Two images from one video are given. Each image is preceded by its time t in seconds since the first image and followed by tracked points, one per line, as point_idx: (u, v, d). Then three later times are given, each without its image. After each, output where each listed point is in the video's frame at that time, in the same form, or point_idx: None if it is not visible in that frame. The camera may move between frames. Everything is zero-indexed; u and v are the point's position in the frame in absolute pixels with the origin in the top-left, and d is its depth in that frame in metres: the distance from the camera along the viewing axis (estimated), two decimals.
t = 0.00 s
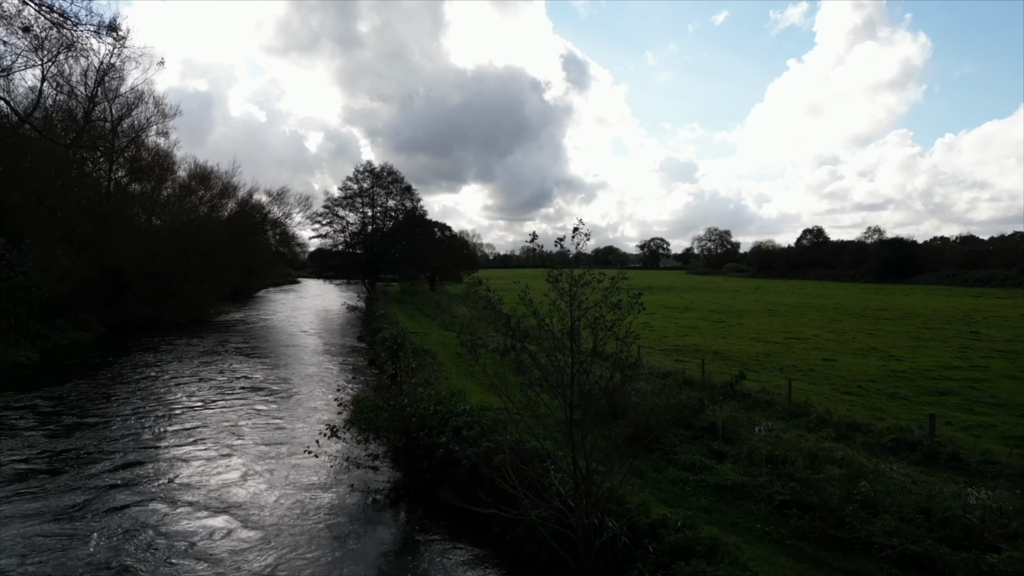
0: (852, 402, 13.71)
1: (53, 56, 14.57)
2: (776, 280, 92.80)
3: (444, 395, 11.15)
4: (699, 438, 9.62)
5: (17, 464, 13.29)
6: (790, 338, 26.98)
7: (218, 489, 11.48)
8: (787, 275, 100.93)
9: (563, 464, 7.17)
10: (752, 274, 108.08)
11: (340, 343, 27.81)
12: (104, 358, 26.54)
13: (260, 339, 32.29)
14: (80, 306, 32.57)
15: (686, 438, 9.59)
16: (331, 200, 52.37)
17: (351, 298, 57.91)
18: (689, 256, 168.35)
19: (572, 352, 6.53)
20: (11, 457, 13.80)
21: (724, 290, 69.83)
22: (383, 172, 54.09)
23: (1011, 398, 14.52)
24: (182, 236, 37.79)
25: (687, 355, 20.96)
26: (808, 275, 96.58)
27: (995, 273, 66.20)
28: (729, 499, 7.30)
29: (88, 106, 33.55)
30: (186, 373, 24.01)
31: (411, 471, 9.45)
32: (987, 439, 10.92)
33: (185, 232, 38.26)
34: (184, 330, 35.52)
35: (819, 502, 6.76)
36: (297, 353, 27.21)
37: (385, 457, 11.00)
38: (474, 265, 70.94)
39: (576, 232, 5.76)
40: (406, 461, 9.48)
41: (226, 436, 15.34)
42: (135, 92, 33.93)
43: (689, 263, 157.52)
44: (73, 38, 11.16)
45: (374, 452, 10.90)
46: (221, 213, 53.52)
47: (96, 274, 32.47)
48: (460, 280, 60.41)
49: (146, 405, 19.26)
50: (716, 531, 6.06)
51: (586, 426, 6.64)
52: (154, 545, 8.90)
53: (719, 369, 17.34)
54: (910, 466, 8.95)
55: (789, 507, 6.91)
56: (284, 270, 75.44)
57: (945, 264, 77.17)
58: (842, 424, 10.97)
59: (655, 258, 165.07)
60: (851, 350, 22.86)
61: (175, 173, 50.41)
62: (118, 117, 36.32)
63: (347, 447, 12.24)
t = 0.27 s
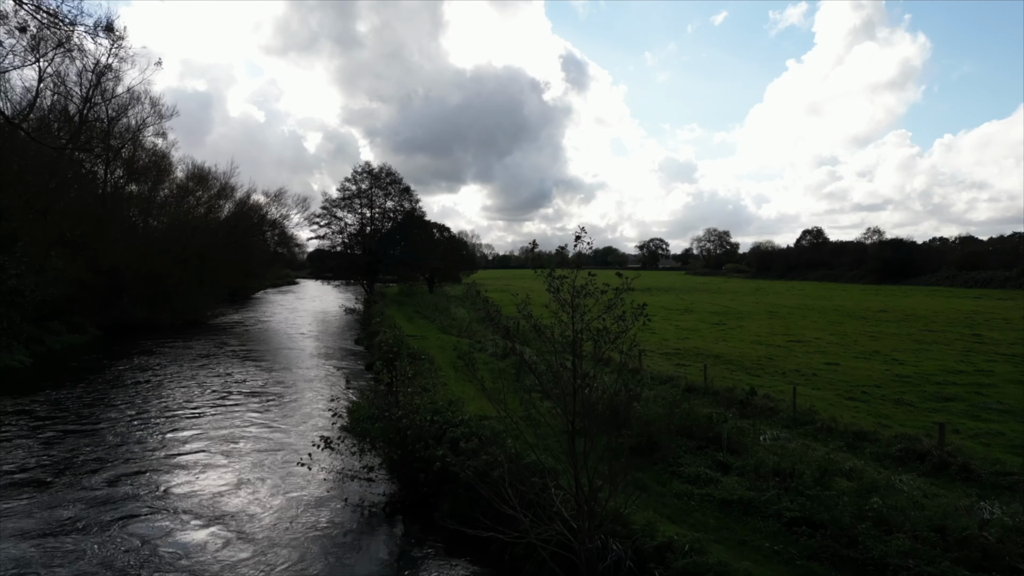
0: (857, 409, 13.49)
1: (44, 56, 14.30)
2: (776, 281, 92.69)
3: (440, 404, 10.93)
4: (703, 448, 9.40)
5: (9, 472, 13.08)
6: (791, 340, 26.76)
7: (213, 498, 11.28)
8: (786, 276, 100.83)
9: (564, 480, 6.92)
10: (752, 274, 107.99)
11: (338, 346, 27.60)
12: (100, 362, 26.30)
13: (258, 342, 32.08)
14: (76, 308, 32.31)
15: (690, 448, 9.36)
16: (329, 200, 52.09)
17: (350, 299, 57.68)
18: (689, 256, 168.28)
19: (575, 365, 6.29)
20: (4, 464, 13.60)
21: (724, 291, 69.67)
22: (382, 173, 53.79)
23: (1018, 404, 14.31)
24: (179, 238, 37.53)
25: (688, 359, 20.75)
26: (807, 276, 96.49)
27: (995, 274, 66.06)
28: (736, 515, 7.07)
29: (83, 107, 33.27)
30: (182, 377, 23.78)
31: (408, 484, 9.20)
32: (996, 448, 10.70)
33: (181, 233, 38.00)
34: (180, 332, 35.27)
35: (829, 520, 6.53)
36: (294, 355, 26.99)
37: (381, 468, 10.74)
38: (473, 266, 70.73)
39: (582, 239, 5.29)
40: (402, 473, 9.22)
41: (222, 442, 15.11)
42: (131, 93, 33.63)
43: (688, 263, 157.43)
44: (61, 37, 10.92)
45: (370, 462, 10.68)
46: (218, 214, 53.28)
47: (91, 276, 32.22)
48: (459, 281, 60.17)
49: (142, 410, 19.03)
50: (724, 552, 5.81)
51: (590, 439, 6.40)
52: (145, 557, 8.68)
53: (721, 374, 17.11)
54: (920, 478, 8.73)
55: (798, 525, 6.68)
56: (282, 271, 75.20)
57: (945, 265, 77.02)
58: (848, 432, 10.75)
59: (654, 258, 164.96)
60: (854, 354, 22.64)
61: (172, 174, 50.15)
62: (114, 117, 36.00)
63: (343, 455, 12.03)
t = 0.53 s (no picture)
0: (862, 416, 13.28)
1: (35, 56, 14.05)
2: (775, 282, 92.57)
3: (437, 413, 10.69)
4: (707, 459, 9.17)
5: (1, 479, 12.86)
6: (793, 343, 26.57)
7: (207, 507, 11.05)
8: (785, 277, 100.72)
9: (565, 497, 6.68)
10: (751, 275, 107.88)
11: (336, 349, 27.38)
12: (95, 365, 26.03)
13: (255, 344, 31.84)
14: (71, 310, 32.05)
15: (693, 460, 9.13)
16: (327, 201, 51.81)
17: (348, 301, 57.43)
18: (687, 257, 168.20)
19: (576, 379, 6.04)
20: None
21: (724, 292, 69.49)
22: (380, 173, 53.49)
23: None
24: (175, 239, 37.24)
25: (689, 363, 20.52)
26: (807, 277, 96.42)
27: (995, 274, 65.94)
28: (743, 533, 6.83)
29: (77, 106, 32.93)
30: (179, 381, 23.54)
31: (404, 497, 8.95)
32: (1005, 457, 10.47)
33: (178, 235, 37.73)
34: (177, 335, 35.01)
35: (840, 539, 6.29)
36: (292, 359, 26.74)
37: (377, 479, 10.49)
38: (472, 266, 70.46)
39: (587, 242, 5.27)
40: (398, 487, 8.97)
41: (218, 448, 14.89)
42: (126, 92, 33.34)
43: (687, 264, 157.36)
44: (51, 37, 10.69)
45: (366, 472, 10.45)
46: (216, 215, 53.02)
47: (86, 278, 31.94)
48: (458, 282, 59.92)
49: (137, 414, 18.78)
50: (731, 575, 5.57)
51: (593, 456, 6.16)
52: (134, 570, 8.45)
53: (723, 379, 16.89)
54: (930, 490, 8.50)
55: (808, 543, 6.45)
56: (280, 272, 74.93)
57: (945, 266, 76.89)
58: (855, 441, 10.53)
59: (653, 259, 164.82)
60: (857, 357, 22.42)
61: (169, 174, 49.89)
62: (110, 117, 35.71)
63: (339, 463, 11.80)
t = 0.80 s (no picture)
0: (867, 423, 13.05)
1: (21, 56, 13.70)
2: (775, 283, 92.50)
3: (434, 423, 10.45)
4: (712, 471, 8.93)
5: None
6: (794, 346, 26.35)
7: (201, 516, 10.84)
8: (785, 278, 100.65)
9: (565, 517, 6.43)
10: (751, 276, 107.80)
11: (334, 353, 27.16)
12: (90, 369, 25.76)
13: (252, 347, 31.61)
14: (66, 313, 31.77)
15: (696, 472, 8.90)
16: (325, 202, 51.51)
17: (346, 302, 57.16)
18: (687, 257, 168.10)
19: (577, 395, 5.80)
20: None
21: (723, 293, 69.37)
22: (378, 174, 53.09)
23: None
24: (171, 241, 36.91)
25: (690, 368, 20.32)
26: (807, 277, 96.34)
27: (995, 275, 65.78)
28: (749, 553, 6.59)
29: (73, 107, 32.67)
30: (174, 385, 23.28)
31: (398, 513, 8.68)
32: (1015, 466, 10.26)
33: (175, 236, 37.48)
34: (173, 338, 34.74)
35: (851, 559, 6.07)
36: (289, 362, 26.49)
37: (371, 492, 10.22)
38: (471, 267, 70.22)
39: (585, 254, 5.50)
40: (392, 501, 8.70)
41: (214, 454, 14.68)
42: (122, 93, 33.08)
43: (687, 265, 157.28)
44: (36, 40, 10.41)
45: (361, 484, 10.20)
46: (213, 216, 52.72)
47: (80, 281, 31.68)
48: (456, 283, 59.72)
49: (132, 420, 18.55)
50: None
51: (595, 473, 5.92)
52: None
53: (725, 385, 16.66)
54: (942, 505, 8.26)
55: (819, 563, 6.23)
56: (279, 273, 74.68)
57: (945, 266, 76.74)
58: (862, 451, 10.30)
59: (653, 259, 164.74)
60: (859, 361, 22.22)
61: (166, 175, 49.60)
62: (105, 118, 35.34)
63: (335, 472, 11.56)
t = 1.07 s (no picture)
0: (872, 432, 12.85)
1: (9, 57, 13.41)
2: (774, 284, 92.40)
3: (432, 433, 10.24)
4: (716, 484, 8.74)
5: None
6: (795, 349, 26.18)
7: (196, 526, 10.66)
8: (784, 279, 100.59)
9: (566, 536, 6.24)
10: (750, 277, 107.75)
11: (332, 356, 26.98)
12: (86, 373, 25.53)
13: (250, 350, 31.42)
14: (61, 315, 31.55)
15: (701, 484, 8.71)
16: (323, 204, 51.23)
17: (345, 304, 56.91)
18: (686, 257, 167.94)
19: (579, 412, 5.60)
20: None
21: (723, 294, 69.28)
22: (377, 175, 52.73)
23: None
24: (167, 243, 36.61)
25: (691, 372, 20.13)
26: (806, 278, 96.20)
27: (995, 277, 65.71)
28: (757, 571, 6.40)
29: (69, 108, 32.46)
30: (170, 389, 23.07)
31: (395, 528, 8.48)
32: None
33: (171, 238, 37.26)
34: (169, 340, 34.51)
35: None
36: (286, 365, 26.29)
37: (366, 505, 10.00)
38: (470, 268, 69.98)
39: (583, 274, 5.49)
40: (388, 516, 8.50)
41: (210, 460, 14.51)
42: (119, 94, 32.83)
43: (686, 265, 157.24)
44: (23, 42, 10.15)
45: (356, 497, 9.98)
46: (211, 217, 52.46)
47: (75, 284, 31.43)
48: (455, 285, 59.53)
49: (128, 424, 18.36)
50: None
51: (599, 492, 5.73)
52: None
53: (727, 391, 16.45)
54: (952, 518, 8.08)
55: None
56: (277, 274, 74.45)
57: (944, 268, 76.64)
58: (869, 461, 10.12)
59: (652, 260, 164.66)
60: (861, 364, 22.07)
61: (163, 176, 49.32)
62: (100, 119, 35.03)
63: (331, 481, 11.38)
